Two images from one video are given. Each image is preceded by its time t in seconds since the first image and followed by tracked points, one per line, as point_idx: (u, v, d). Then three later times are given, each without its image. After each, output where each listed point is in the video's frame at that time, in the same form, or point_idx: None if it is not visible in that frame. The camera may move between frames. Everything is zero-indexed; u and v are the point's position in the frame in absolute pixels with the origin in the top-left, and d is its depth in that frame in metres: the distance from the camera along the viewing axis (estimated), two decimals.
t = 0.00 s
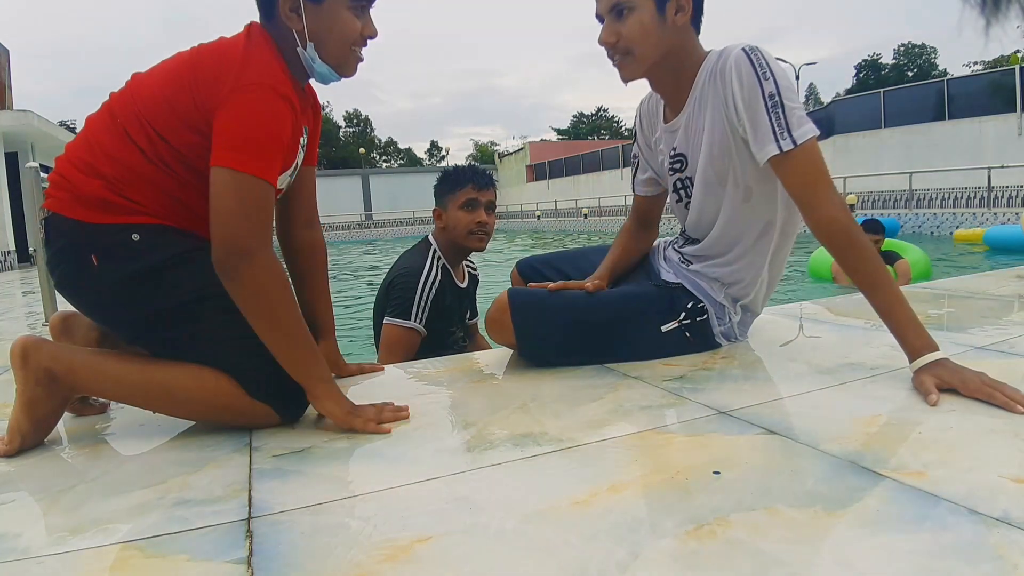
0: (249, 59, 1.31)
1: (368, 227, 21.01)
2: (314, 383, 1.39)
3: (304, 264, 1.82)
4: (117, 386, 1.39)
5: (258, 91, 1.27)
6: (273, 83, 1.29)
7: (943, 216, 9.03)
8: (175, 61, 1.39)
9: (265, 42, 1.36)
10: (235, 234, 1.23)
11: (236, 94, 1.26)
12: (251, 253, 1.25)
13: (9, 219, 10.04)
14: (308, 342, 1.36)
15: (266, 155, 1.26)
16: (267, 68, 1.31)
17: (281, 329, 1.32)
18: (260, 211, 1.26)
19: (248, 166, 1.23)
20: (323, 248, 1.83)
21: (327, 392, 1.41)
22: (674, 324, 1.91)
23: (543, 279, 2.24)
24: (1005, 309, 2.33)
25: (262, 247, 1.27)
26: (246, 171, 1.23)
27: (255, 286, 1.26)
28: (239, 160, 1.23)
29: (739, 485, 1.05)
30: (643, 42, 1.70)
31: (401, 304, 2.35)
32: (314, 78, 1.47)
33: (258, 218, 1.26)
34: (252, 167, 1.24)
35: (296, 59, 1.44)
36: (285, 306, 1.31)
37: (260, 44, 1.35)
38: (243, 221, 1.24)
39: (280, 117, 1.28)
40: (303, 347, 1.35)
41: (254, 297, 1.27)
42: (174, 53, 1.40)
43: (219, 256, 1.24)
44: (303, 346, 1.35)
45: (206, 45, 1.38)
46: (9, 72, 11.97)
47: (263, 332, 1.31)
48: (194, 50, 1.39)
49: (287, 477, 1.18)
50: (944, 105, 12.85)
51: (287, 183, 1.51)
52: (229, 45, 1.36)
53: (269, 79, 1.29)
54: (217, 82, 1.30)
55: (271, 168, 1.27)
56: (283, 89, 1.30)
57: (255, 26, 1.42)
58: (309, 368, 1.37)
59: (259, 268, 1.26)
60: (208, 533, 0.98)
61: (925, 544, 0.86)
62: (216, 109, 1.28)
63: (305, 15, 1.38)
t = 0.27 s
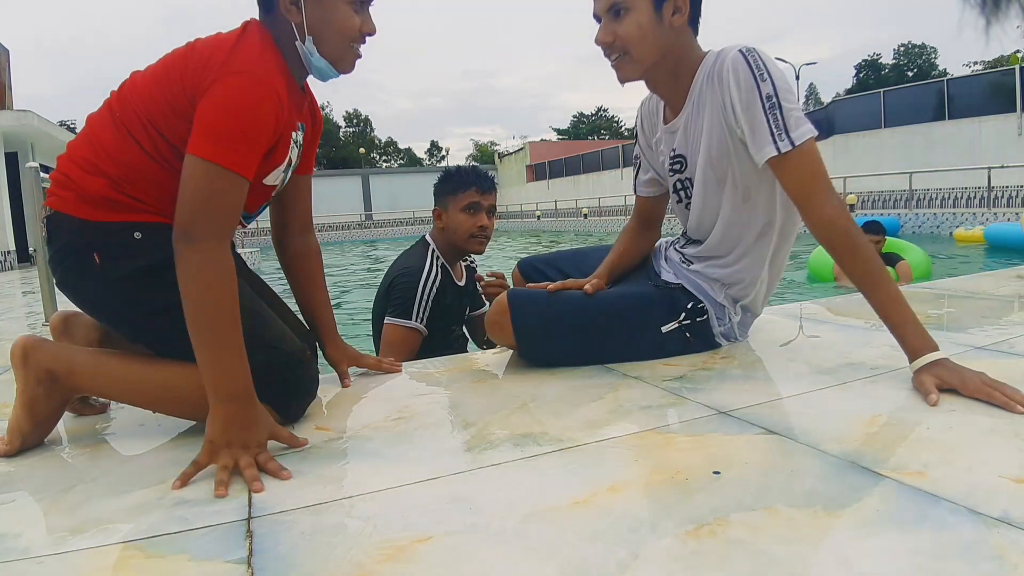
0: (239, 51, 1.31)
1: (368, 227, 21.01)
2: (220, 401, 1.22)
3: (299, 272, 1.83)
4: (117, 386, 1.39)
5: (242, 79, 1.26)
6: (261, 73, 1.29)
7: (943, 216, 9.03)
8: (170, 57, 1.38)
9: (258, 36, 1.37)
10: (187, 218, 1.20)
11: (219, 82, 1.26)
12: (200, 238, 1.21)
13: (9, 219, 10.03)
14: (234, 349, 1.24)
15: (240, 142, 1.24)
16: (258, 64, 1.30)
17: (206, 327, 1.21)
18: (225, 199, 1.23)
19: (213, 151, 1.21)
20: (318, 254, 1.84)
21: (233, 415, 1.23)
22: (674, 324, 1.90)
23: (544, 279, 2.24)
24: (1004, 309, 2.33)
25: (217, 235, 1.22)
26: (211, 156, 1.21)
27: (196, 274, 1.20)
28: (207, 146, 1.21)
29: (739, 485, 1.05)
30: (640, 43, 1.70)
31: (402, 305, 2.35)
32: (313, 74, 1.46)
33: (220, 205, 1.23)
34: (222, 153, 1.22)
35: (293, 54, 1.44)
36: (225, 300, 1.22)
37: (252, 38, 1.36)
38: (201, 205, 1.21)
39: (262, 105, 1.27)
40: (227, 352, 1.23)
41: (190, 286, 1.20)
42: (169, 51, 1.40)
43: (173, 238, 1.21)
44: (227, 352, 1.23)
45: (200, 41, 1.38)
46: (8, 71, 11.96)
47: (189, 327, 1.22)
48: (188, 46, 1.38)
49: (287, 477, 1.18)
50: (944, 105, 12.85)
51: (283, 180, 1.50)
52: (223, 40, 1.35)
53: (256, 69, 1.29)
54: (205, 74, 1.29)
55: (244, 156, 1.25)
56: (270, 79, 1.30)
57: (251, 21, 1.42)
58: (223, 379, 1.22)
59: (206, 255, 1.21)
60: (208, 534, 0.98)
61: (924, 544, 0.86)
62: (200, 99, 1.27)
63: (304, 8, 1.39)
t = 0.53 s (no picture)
0: (237, 45, 1.33)
1: (368, 227, 21.01)
2: (181, 384, 1.24)
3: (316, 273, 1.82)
4: (117, 385, 1.39)
5: (236, 71, 1.27)
6: (256, 66, 1.30)
7: (943, 216, 9.02)
8: (169, 57, 1.38)
9: (258, 32, 1.39)
10: (167, 203, 1.21)
11: (213, 73, 1.27)
12: (179, 225, 1.22)
13: (8, 219, 10.03)
14: (201, 334, 1.26)
15: (227, 132, 1.24)
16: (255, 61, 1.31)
17: (182, 312, 1.23)
18: (208, 187, 1.24)
19: (198, 138, 1.22)
20: (337, 255, 1.82)
21: (193, 397, 1.26)
22: (674, 324, 1.90)
23: (544, 279, 2.24)
24: (1004, 309, 2.33)
25: (197, 223, 1.24)
26: (196, 143, 1.22)
27: (171, 261, 1.21)
28: (193, 133, 1.22)
29: (739, 485, 1.05)
30: (641, 42, 1.70)
31: (395, 304, 2.35)
32: (313, 71, 1.46)
33: (202, 193, 1.24)
34: (207, 141, 1.23)
35: (294, 51, 1.44)
36: (197, 287, 1.24)
37: (252, 33, 1.37)
38: (182, 191, 1.22)
39: (254, 97, 1.28)
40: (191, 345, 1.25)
41: (163, 270, 1.21)
42: (169, 50, 1.40)
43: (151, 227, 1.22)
44: (195, 338, 1.25)
45: (199, 40, 1.38)
46: (8, 71, 11.95)
47: (162, 317, 1.23)
48: (187, 45, 1.38)
49: (287, 477, 1.18)
50: (944, 105, 12.86)
51: (280, 177, 1.51)
52: (222, 39, 1.35)
53: (251, 62, 1.30)
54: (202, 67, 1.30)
55: (231, 146, 1.25)
56: (265, 72, 1.31)
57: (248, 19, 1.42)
58: (186, 362, 1.25)
59: (183, 242, 1.22)
60: (207, 533, 0.98)
61: (924, 544, 0.86)
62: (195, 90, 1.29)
63: (305, 4, 1.39)
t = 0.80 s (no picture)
0: (235, 42, 1.33)
1: (368, 227, 21.01)
2: (175, 383, 1.24)
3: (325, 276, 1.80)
4: (118, 385, 1.39)
5: (234, 67, 1.28)
6: (253, 62, 1.31)
7: (943, 216, 9.02)
8: (169, 56, 1.38)
9: (256, 30, 1.39)
10: (167, 199, 1.21)
11: (212, 72, 1.27)
12: (179, 221, 1.21)
13: (9, 219, 10.03)
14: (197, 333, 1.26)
15: (225, 127, 1.24)
16: (254, 61, 1.31)
17: (182, 308, 1.23)
18: (208, 183, 1.24)
19: (197, 134, 1.22)
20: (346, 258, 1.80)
21: (188, 396, 1.25)
22: (674, 324, 1.90)
23: (543, 280, 2.24)
24: (1005, 309, 2.33)
25: (197, 219, 1.23)
26: (195, 138, 1.22)
27: (171, 257, 1.21)
28: (191, 128, 1.22)
29: (739, 485, 1.05)
30: (643, 41, 1.71)
31: (394, 305, 2.35)
32: (311, 71, 1.46)
33: (202, 189, 1.24)
34: (205, 136, 1.23)
35: (292, 51, 1.44)
36: (194, 284, 1.23)
37: (250, 31, 1.38)
38: (182, 186, 1.22)
39: (252, 92, 1.28)
40: (189, 346, 1.25)
41: (164, 268, 1.21)
42: (168, 49, 1.40)
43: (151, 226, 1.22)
44: (192, 337, 1.25)
45: (199, 38, 1.38)
46: (8, 71, 11.95)
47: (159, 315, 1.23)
48: (187, 44, 1.38)
49: (287, 477, 1.18)
50: (944, 105, 12.86)
51: (280, 176, 1.51)
52: (221, 38, 1.35)
53: (249, 59, 1.30)
54: (201, 64, 1.30)
55: (229, 142, 1.25)
56: (263, 69, 1.32)
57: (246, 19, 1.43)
58: (182, 361, 1.24)
59: (183, 238, 1.22)
60: (207, 533, 0.98)
61: (924, 544, 0.86)
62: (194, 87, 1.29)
63: (303, 4, 1.39)
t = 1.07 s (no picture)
0: (239, 44, 1.33)
1: (368, 227, 21.02)
2: (175, 383, 1.24)
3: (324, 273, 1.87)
4: (119, 385, 1.39)
5: (236, 69, 1.28)
6: (256, 64, 1.31)
7: (943, 216, 9.03)
8: (172, 55, 1.38)
9: (259, 31, 1.40)
10: (167, 201, 1.21)
11: (214, 72, 1.27)
12: (179, 223, 1.21)
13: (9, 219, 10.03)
14: (197, 334, 1.26)
15: (227, 128, 1.24)
16: (256, 61, 1.31)
17: (181, 310, 1.23)
18: (209, 185, 1.24)
19: (198, 135, 1.22)
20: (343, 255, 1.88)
21: (188, 396, 1.25)
22: (674, 324, 1.90)
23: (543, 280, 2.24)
24: (1004, 309, 2.33)
25: (197, 222, 1.24)
26: (196, 140, 1.22)
27: (171, 260, 1.21)
28: (193, 130, 1.22)
29: (739, 485, 1.05)
30: (702, 30, 1.71)
31: (393, 305, 2.35)
32: (313, 73, 1.47)
33: (202, 191, 1.23)
34: (206, 137, 1.23)
35: (293, 52, 1.44)
36: (194, 285, 1.23)
37: (253, 33, 1.38)
38: (183, 188, 1.22)
39: (254, 94, 1.28)
40: (189, 347, 1.25)
41: (164, 271, 1.21)
42: (171, 49, 1.40)
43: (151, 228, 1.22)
44: (192, 338, 1.25)
45: (202, 38, 1.38)
46: (8, 71, 11.95)
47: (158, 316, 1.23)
48: (190, 43, 1.38)
49: (287, 477, 1.18)
50: (944, 105, 12.86)
51: (283, 177, 1.50)
52: (224, 39, 1.36)
53: (251, 61, 1.30)
54: (204, 65, 1.30)
55: (230, 143, 1.25)
56: (265, 71, 1.31)
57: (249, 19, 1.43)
58: (182, 362, 1.24)
59: (183, 240, 1.22)
60: (207, 533, 0.98)
61: (924, 544, 0.86)
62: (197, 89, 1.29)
63: (304, 6, 1.39)
